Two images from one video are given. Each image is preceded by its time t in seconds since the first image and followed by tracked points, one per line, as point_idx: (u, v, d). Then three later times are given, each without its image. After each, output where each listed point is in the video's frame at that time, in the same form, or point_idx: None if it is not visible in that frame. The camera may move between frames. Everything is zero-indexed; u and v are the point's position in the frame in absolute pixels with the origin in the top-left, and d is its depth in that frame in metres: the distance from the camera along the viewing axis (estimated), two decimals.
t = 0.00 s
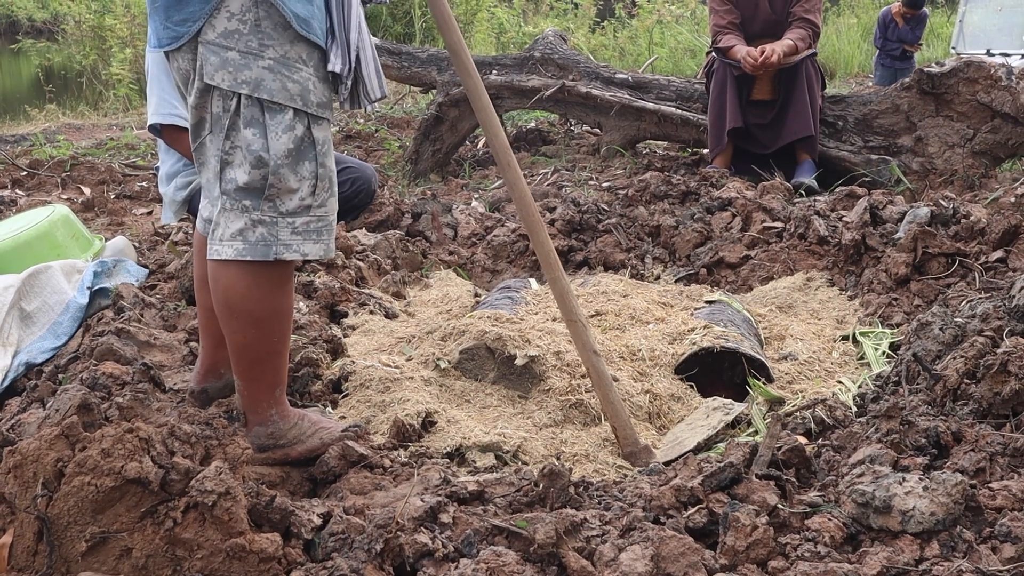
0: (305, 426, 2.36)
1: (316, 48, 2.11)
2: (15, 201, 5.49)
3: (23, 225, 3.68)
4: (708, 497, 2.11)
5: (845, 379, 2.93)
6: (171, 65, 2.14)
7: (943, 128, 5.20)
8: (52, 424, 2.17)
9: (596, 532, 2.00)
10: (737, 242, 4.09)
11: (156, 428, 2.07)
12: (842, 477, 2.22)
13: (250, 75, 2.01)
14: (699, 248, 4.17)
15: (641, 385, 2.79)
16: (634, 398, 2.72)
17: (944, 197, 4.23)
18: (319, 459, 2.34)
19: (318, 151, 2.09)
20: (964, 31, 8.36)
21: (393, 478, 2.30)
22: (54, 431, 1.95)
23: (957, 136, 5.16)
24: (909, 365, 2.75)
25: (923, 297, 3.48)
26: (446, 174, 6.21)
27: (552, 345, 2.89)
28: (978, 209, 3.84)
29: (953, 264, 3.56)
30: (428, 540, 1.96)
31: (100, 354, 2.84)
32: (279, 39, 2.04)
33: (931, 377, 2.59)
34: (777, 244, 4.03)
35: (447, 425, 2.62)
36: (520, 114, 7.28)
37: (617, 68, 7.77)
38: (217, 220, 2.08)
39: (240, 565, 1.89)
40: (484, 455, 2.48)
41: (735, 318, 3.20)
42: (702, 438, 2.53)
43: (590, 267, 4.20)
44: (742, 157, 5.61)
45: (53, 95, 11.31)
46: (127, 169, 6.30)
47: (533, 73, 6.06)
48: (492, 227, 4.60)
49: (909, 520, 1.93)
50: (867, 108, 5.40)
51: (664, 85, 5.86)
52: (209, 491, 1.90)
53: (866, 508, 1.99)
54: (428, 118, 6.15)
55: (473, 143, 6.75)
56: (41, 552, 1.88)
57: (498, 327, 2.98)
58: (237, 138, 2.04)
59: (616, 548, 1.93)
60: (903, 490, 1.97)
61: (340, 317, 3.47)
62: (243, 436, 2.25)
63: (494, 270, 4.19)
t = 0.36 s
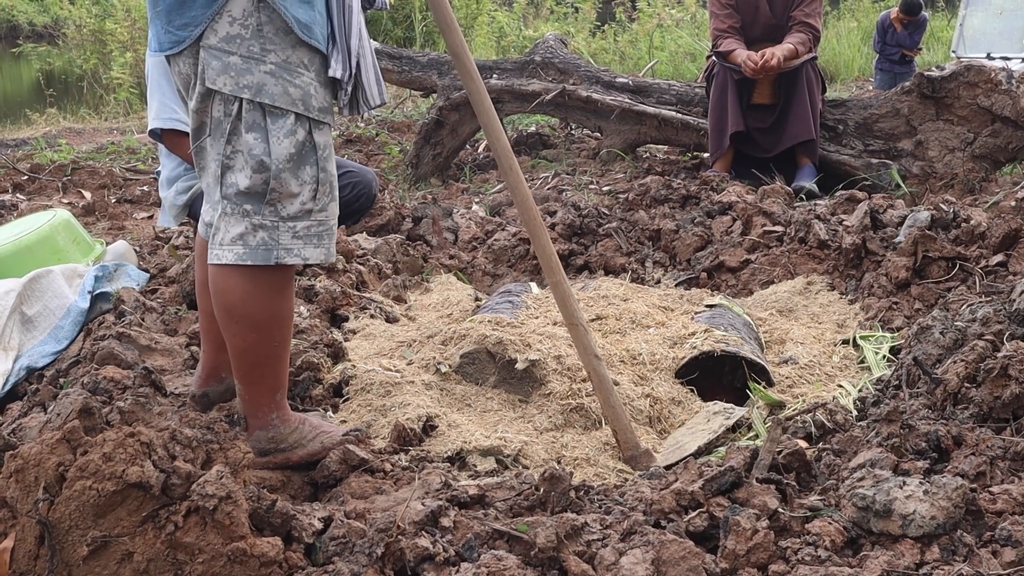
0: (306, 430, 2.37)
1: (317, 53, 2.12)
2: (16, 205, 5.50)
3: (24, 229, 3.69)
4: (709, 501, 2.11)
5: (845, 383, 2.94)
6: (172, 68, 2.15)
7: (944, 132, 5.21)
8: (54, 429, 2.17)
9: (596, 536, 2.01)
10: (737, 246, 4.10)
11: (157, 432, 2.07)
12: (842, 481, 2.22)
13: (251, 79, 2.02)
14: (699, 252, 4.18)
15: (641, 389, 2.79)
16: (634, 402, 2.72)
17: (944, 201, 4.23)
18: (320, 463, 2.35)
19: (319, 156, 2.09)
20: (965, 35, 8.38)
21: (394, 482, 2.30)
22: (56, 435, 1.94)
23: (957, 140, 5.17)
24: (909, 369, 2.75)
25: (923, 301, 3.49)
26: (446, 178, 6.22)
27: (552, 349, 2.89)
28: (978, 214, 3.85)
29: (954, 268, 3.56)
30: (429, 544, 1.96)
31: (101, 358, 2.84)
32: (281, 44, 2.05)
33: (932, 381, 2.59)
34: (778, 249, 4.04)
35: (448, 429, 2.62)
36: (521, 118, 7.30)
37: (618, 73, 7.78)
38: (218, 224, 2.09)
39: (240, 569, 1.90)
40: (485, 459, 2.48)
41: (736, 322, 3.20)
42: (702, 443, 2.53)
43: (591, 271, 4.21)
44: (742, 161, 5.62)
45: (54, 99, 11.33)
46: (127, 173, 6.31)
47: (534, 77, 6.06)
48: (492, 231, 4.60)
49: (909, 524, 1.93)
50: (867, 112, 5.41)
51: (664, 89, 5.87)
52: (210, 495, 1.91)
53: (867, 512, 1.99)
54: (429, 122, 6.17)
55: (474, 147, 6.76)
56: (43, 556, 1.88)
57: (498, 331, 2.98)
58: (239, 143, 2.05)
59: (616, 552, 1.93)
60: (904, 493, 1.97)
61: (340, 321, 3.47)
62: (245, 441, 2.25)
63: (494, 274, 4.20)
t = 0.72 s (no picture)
0: (308, 433, 2.37)
1: (320, 57, 2.12)
2: (17, 208, 5.50)
3: (25, 233, 3.69)
4: (710, 504, 2.11)
5: (845, 386, 2.94)
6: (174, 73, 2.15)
7: (944, 135, 5.21)
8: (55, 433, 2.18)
9: (597, 539, 2.01)
10: (738, 249, 4.10)
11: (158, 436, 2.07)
12: (843, 484, 2.22)
13: (253, 83, 2.02)
14: (700, 255, 4.18)
15: (642, 392, 2.79)
16: (635, 405, 2.72)
17: (945, 204, 4.24)
18: (322, 466, 2.35)
19: (322, 159, 2.10)
20: (964, 38, 8.40)
21: (396, 485, 2.30)
22: (57, 439, 1.94)
23: (957, 143, 5.18)
24: (910, 372, 2.75)
25: (924, 304, 3.49)
26: (447, 181, 6.22)
27: (554, 352, 2.89)
28: (979, 216, 3.85)
29: (955, 271, 3.57)
30: (430, 547, 1.96)
31: (103, 362, 2.85)
32: (283, 47, 2.05)
33: (932, 384, 2.59)
34: (778, 252, 4.04)
35: (449, 432, 2.62)
36: (522, 121, 7.31)
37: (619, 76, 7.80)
38: (221, 228, 2.09)
39: (241, 572, 1.90)
40: (486, 462, 2.48)
41: (736, 325, 3.20)
42: (703, 445, 2.53)
43: (592, 274, 4.21)
44: (742, 164, 5.62)
45: (54, 103, 11.35)
46: (128, 177, 6.32)
47: (534, 80, 6.08)
48: (493, 234, 4.61)
49: (910, 527, 1.93)
50: (868, 115, 5.41)
51: (664, 93, 5.89)
52: (211, 499, 1.91)
53: (867, 514, 2.00)
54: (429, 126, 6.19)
55: (474, 150, 6.77)
56: (44, 560, 1.88)
57: (499, 334, 2.98)
58: (241, 147, 2.05)
59: (618, 555, 1.93)
60: (905, 496, 1.97)
61: (341, 324, 3.47)
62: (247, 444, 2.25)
63: (495, 278, 4.21)
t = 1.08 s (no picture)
0: (309, 436, 2.36)
1: (309, 61, 2.12)
2: (18, 212, 5.51)
3: (27, 236, 3.70)
4: (712, 507, 2.11)
5: (847, 389, 2.94)
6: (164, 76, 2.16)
7: (945, 137, 5.21)
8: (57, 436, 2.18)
9: (599, 542, 2.01)
10: (739, 252, 4.10)
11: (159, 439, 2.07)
12: (845, 487, 2.22)
13: (242, 86, 2.03)
14: (701, 258, 4.18)
15: (643, 395, 2.79)
16: (637, 407, 2.72)
17: (946, 206, 4.23)
18: (324, 469, 2.35)
19: (311, 163, 2.10)
20: (965, 40, 8.42)
21: (398, 488, 2.30)
22: (59, 443, 1.95)
23: (958, 145, 5.18)
24: (912, 374, 2.75)
25: (925, 306, 3.48)
26: (448, 184, 6.22)
27: (555, 355, 2.89)
28: (980, 219, 3.85)
29: (955, 273, 3.57)
30: (432, 550, 1.95)
31: (104, 365, 2.85)
32: (272, 51, 2.06)
33: (933, 387, 2.59)
34: (779, 254, 4.04)
35: (451, 435, 2.62)
36: (522, 124, 7.32)
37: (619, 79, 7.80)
38: (210, 231, 2.09)
39: None
40: (487, 465, 2.48)
41: (738, 327, 3.20)
42: (705, 448, 2.53)
43: (593, 277, 4.21)
44: (742, 166, 5.62)
45: (56, 106, 11.38)
46: (129, 180, 6.32)
47: (534, 83, 6.08)
48: (494, 237, 4.61)
49: (913, 530, 1.93)
50: (868, 117, 5.41)
51: (665, 95, 5.88)
52: (213, 502, 1.91)
53: (869, 517, 1.99)
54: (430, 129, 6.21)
55: (475, 153, 6.78)
56: (46, 564, 1.88)
57: (501, 336, 2.97)
58: (230, 150, 2.06)
59: (620, 558, 1.93)
60: (906, 499, 1.97)
61: (343, 327, 3.47)
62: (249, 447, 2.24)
63: (496, 281, 4.21)
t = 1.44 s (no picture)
0: (310, 439, 2.36)
1: (306, 65, 2.13)
2: (19, 216, 5.51)
3: (28, 240, 3.70)
4: (713, 510, 2.11)
5: (849, 392, 2.93)
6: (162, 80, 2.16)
7: (946, 140, 5.21)
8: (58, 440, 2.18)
9: (601, 546, 2.01)
10: (740, 255, 4.10)
11: (161, 443, 2.07)
12: (847, 490, 2.21)
13: (238, 90, 2.03)
14: (702, 261, 4.19)
15: (645, 398, 2.79)
16: (638, 411, 2.72)
17: (947, 209, 4.24)
18: (325, 473, 2.34)
19: (308, 167, 2.10)
20: (965, 43, 8.45)
21: (399, 493, 2.30)
22: (61, 447, 1.95)
23: (959, 148, 5.18)
24: (913, 378, 2.75)
25: (927, 309, 3.48)
26: (449, 187, 6.23)
27: (556, 359, 2.89)
28: (981, 222, 3.85)
29: (957, 276, 3.57)
30: (433, 554, 1.95)
31: (106, 369, 2.85)
32: (268, 54, 2.06)
33: (935, 390, 2.58)
34: (780, 258, 4.04)
35: (452, 439, 2.62)
36: (523, 128, 7.33)
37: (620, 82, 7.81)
38: (209, 235, 2.10)
39: None
40: (489, 469, 2.48)
41: (739, 331, 3.20)
42: (707, 452, 2.53)
43: (594, 280, 4.21)
44: (743, 170, 5.62)
45: (57, 110, 11.40)
46: (131, 184, 6.33)
47: (535, 87, 6.09)
48: (495, 240, 4.61)
49: (914, 533, 1.93)
50: (869, 121, 5.41)
51: (666, 99, 5.88)
52: (215, 506, 1.90)
53: (871, 521, 1.99)
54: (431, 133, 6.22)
55: (476, 156, 6.78)
56: (48, 568, 1.89)
57: (502, 340, 2.97)
58: (227, 154, 2.06)
59: (621, 561, 1.93)
60: (908, 502, 1.97)
61: (344, 331, 3.47)
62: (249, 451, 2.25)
63: (497, 284, 4.21)
